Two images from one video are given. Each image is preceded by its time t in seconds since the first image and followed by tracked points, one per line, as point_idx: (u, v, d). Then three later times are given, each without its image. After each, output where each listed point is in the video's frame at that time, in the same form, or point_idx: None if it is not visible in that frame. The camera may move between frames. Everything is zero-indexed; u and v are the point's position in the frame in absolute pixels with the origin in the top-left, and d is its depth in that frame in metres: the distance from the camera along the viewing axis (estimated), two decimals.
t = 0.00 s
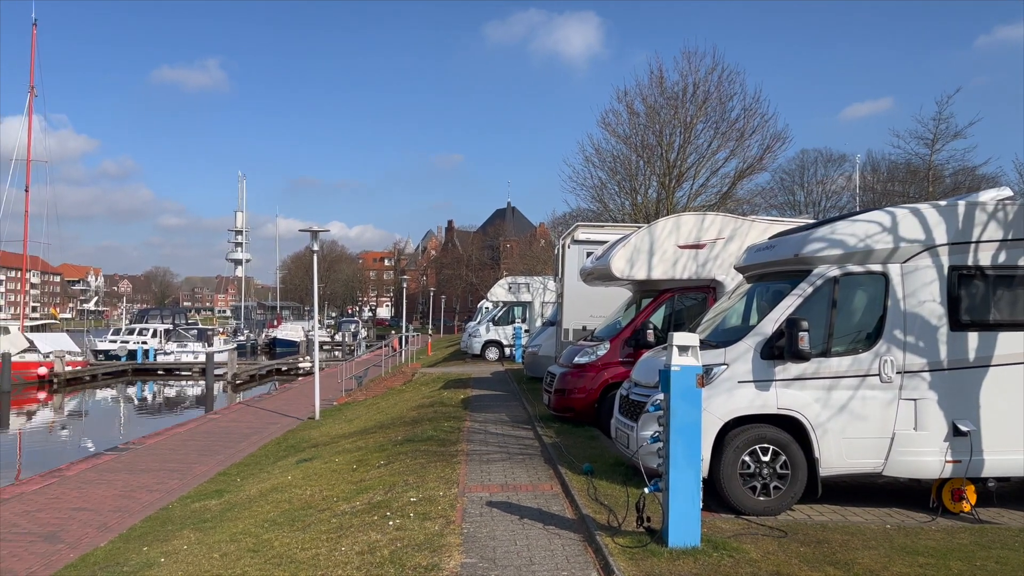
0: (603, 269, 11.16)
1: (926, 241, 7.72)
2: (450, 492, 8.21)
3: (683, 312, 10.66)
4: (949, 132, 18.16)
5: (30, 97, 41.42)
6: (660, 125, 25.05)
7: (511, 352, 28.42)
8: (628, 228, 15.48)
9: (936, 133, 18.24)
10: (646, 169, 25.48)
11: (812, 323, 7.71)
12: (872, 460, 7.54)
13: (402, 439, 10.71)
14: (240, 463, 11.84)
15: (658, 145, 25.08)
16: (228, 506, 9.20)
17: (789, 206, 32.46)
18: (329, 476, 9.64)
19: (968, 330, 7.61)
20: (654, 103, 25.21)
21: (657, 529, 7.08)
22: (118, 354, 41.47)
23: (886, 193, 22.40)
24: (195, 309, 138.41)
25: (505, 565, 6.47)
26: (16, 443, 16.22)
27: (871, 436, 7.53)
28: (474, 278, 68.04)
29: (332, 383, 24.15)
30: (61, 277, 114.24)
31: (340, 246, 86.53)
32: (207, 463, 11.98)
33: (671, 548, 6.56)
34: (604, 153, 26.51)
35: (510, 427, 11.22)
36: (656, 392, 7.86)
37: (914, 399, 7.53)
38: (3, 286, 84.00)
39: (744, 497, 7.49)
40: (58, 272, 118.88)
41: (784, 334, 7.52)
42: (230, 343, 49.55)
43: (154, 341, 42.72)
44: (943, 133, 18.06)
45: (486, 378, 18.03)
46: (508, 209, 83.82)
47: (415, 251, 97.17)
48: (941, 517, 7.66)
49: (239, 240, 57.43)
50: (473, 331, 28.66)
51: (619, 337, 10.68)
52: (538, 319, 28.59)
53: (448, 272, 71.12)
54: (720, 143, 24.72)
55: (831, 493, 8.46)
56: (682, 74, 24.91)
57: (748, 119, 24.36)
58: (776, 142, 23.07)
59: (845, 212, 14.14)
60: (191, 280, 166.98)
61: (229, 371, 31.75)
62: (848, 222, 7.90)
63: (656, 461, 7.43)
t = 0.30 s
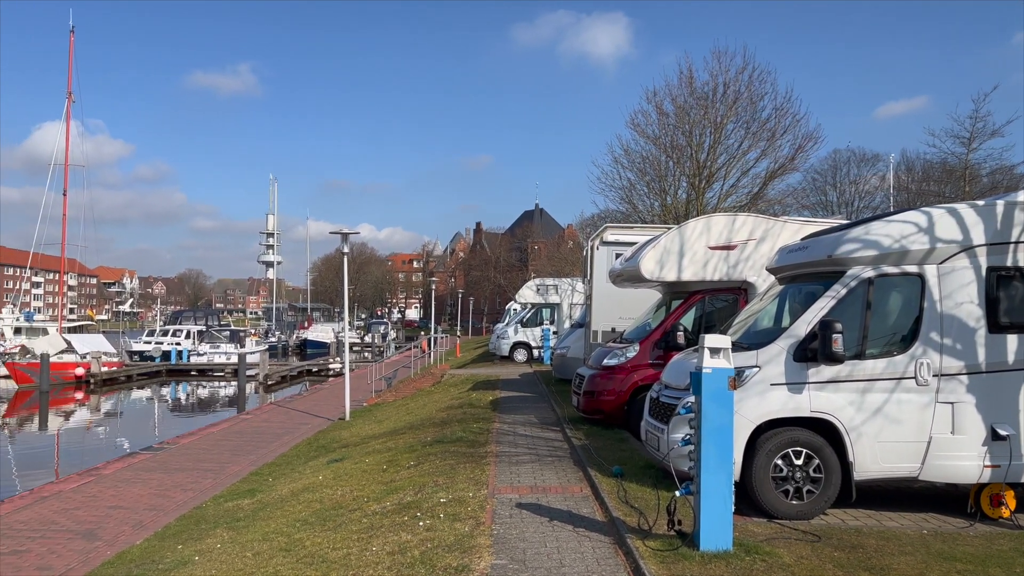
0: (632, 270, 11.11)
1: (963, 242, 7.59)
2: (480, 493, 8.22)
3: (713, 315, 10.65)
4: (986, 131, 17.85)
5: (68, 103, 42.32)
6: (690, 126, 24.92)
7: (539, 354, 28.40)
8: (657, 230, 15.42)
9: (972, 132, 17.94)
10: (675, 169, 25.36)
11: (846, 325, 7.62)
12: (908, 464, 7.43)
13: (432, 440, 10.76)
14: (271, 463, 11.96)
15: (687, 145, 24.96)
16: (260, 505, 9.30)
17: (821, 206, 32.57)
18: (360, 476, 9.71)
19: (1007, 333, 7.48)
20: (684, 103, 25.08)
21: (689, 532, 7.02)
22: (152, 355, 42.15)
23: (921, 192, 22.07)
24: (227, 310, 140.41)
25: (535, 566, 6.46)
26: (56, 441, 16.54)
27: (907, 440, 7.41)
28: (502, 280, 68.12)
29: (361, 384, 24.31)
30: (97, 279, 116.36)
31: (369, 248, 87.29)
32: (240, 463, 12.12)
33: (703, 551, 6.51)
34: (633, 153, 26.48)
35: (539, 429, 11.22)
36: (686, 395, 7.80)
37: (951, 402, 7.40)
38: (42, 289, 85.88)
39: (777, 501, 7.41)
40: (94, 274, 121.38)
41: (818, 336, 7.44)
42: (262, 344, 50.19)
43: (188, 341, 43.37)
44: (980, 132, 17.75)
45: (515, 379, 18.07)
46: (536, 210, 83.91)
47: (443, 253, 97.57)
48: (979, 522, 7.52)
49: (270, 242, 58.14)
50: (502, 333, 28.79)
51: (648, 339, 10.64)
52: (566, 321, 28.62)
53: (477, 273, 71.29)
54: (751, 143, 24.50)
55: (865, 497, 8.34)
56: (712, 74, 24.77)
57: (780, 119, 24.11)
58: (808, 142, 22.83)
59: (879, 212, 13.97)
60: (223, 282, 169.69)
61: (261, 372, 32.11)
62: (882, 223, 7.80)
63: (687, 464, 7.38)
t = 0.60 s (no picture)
0: (660, 272, 11.07)
1: (999, 243, 7.48)
2: (507, 494, 8.22)
3: (742, 316, 10.55)
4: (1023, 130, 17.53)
5: (102, 108, 43.03)
6: (718, 126, 24.77)
7: (565, 356, 28.31)
8: (685, 231, 15.36)
9: (1008, 131, 17.63)
10: (703, 169, 25.25)
11: (878, 327, 7.54)
12: (942, 469, 7.31)
13: (458, 442, 10.78)
14: (300, 464, 12.08)
15: (715, 145, 24.83)
16: (289, 505, 9.39)
17: (852, 207, 32.71)
18: (387, 477, 9.76)
19: None
20: (711, 103, 24.94)
21: (718, 536, 6.97)
22: (183, 356, 42.78)
23: (954, 192, 21.74)
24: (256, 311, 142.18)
25: (563, 568, 6.45)
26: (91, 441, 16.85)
27: (941, 444, 7.29)
28: (528, 281, 68.14)
29: (388, 386, 24.44)
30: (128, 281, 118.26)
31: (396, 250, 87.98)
32: (269, 463, 12.25)
33: (732, 555, 6.45)
34: (659, 154, 26.43)
35: (565, 431, 11.20)
36: (715, 398, 7.75)
37: (986, 406, 7.28)
38: (76, 291, 87.56)
39: (808, 505, 7.33)
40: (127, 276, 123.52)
41: (849, 338, 7.36)
42: (290, 345, 50.76)
43: (218, 343, 43.91)
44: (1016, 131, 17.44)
45: (541, 380, 18.08)
46: (562, 212, 83.94)
47: (468, 255, 97.82)
48: (1016, 528, 7.38)
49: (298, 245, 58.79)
50: (528, 334, 28.71)
51: (676, 341, 10.59)
52: (592, 323, 28.59)
53: (503, 275, 71.39)
54: (780, 143, 24.24)
55: (898, 502, 8.22)
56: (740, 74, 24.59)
57: (809, 118, 23.81)
58: (838, 142, 22.59)
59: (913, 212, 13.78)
60: (252, 284, 172.08)
61: (289, 374, 32.43)
62: (915, 223, 7.70)
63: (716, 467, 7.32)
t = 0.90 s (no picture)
0: (685, 273, 11.01)
1: None
2: (532, 496, 8.22)
3: (769, 318, 10.51)
4: None
5: (133, 113, 43.71)
6: (743, 126, 24.63)
7: (590, 358, 28.22)
8: (711, 232, 15.28)
9: None
10: (729, 170, 25.15)
11: (908, 328, 7.45)
12: (974, 473, 7.20)
13: (483, 443, 10.81)
14: (327, 464, 12.18)
15: (741, 146, 24.69)
16: (316, 505, 9.46)
17: (881, 207, 32.49)
18: (413, 478, 9.79)
19: None
20: (737, 103, 24.80)
21: (745, 540, 6.90)
22: (211, 357, 43.38)
23: (987, 192, 21.40)
24: (282, 313, 143.78)
25: (589, 571, 6.42)
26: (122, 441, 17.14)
27: (973, 447, 7.18)
28: (552, 283, 68.09)
29: (413, 387, 24.57)
30: (157, 283, 120.13)
31: (420, 252, 88.49)
32: (296, 463, 12.36)
33: (760, 559, 6.39)
34: (684, 154, 26.36)
35: (590, 433, 11.17)
36: (742, 400, 7.69)
37: (1020, 409, 7.15)
38: (107, 293, 89.17)
39: (836, 508, 7.25)
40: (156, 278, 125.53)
41: (879, 340, 7.26)
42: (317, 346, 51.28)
43: (245, 344, 44.45)
44: None
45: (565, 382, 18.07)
46: (586, 213, 83.83)
47: (492, 257, 98.01)
48: None
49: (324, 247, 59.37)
50: (552, 336, 28.64)
51: (702, 343, 10.54)
52: (616, 324, 28.49)
53: (527, 277, 71.43)
54: (807, 143, 24.01)
55: (929, 507, 8.10)
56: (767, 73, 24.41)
57: (837, 118, 23.53)
58: (867, 141, 22.33)
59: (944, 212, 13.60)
60: (279, 286, 174.17)
61: (315, 375, 32.72)
62: (946, 223, 7.59)
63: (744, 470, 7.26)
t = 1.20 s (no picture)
0: (711, 275, 10.95)
1: None
2: (557, 498, 8.20)
3: (796, 319, 10.49)
4: None
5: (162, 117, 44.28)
6: (769, 126, 24.45)
7: (613, 360, 28.13)
8: (736, 232, 15.19)
9: None
10: (755, 170, 25.00)
11: (939, 330, 7.35)
12: (1007, 477, 7.09)
13: (507, 445, 10.81)
14: (352, 464, 12.26)
15: (767, 146, 24.52)
16: (342, 505, 9.53)
17: (910, 207, 32.08)
18: (438, 479, 9.82)
19: None
20: (763, 103, 24.66)
21: (772, 543, 6.83)
22: (238, 358, 43.88)
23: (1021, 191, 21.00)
24: (306, 314, 145.09)
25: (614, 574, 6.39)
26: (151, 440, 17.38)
27: (1007, 451, 7.06)
28: (575, 284, 67.93)
29: (437, 388, 24.69)
30: (185, 285, 121.75)
31: (443, 254, 88.86)
32: (322, 463, 12.46)
33: (787, 562, 6.33)
34: (709, 155, 26.27)
35: (614, 435, 11.14)
36: (770, 402, 7.63)
37: None
38: (135, 295, 90.59)
39: (866, 512, 7.15)
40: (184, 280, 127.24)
41: (909, 342, 7.17)
42: (342, 347, 51.68)
43: (271, 345, 44.88)
44: None
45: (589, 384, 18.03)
46: (609, 214, 83.55)
47: (515, 258, 98.09)
48: None
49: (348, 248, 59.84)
50: (575, 337, 28.53)
51: (727, 344, 10.50)
52: (641, 326, 28.43)
53: (550, 278, 71.35)
54: (834, 143, 23.75)
55: (960, 511, 7.97)
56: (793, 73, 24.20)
57: (865, 117, 23.25)
58: (895, 140, 22.03)
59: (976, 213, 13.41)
60: (304, 287, 175.92)
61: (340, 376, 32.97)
62: (978, 223, 7.48)
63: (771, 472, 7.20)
